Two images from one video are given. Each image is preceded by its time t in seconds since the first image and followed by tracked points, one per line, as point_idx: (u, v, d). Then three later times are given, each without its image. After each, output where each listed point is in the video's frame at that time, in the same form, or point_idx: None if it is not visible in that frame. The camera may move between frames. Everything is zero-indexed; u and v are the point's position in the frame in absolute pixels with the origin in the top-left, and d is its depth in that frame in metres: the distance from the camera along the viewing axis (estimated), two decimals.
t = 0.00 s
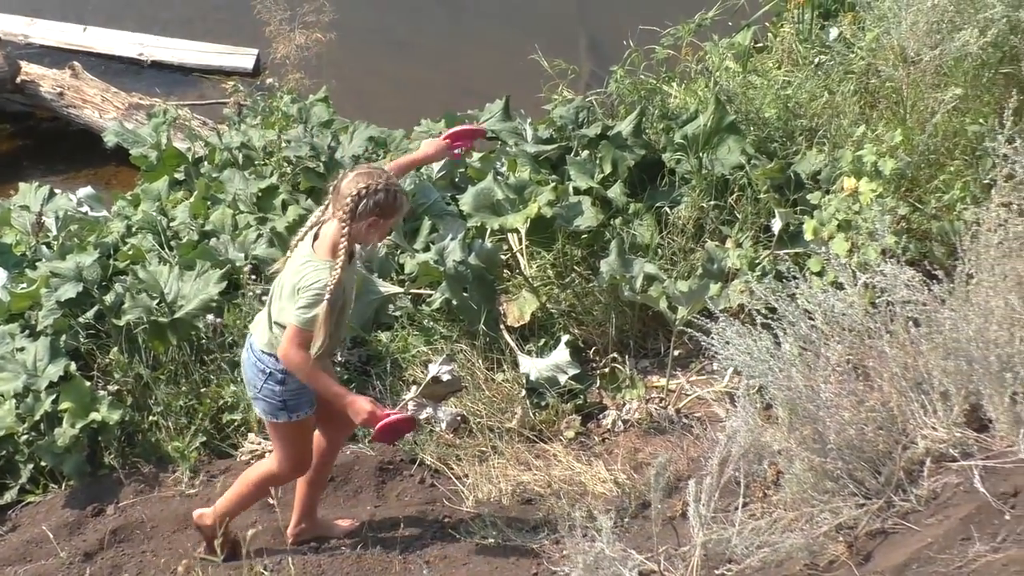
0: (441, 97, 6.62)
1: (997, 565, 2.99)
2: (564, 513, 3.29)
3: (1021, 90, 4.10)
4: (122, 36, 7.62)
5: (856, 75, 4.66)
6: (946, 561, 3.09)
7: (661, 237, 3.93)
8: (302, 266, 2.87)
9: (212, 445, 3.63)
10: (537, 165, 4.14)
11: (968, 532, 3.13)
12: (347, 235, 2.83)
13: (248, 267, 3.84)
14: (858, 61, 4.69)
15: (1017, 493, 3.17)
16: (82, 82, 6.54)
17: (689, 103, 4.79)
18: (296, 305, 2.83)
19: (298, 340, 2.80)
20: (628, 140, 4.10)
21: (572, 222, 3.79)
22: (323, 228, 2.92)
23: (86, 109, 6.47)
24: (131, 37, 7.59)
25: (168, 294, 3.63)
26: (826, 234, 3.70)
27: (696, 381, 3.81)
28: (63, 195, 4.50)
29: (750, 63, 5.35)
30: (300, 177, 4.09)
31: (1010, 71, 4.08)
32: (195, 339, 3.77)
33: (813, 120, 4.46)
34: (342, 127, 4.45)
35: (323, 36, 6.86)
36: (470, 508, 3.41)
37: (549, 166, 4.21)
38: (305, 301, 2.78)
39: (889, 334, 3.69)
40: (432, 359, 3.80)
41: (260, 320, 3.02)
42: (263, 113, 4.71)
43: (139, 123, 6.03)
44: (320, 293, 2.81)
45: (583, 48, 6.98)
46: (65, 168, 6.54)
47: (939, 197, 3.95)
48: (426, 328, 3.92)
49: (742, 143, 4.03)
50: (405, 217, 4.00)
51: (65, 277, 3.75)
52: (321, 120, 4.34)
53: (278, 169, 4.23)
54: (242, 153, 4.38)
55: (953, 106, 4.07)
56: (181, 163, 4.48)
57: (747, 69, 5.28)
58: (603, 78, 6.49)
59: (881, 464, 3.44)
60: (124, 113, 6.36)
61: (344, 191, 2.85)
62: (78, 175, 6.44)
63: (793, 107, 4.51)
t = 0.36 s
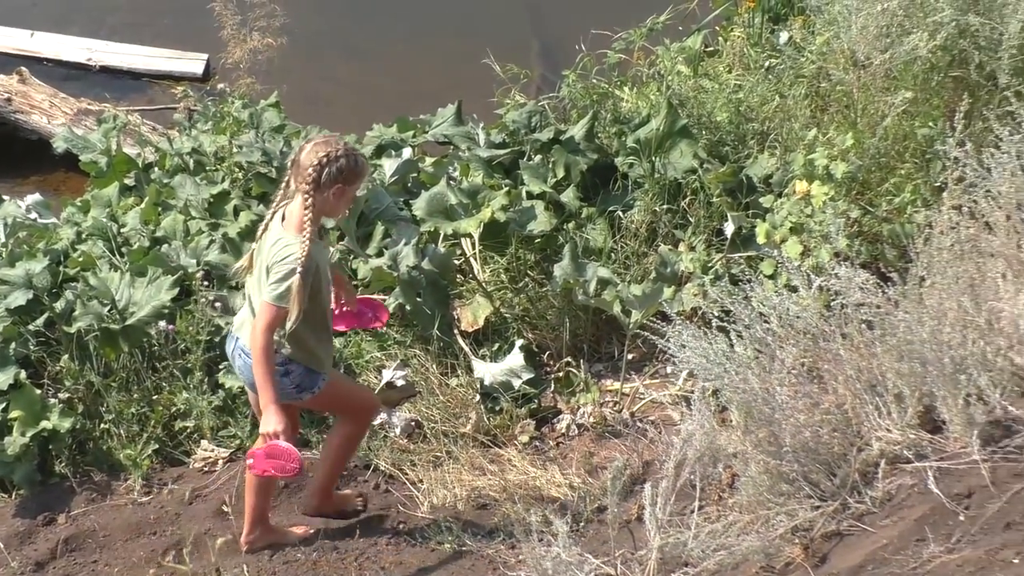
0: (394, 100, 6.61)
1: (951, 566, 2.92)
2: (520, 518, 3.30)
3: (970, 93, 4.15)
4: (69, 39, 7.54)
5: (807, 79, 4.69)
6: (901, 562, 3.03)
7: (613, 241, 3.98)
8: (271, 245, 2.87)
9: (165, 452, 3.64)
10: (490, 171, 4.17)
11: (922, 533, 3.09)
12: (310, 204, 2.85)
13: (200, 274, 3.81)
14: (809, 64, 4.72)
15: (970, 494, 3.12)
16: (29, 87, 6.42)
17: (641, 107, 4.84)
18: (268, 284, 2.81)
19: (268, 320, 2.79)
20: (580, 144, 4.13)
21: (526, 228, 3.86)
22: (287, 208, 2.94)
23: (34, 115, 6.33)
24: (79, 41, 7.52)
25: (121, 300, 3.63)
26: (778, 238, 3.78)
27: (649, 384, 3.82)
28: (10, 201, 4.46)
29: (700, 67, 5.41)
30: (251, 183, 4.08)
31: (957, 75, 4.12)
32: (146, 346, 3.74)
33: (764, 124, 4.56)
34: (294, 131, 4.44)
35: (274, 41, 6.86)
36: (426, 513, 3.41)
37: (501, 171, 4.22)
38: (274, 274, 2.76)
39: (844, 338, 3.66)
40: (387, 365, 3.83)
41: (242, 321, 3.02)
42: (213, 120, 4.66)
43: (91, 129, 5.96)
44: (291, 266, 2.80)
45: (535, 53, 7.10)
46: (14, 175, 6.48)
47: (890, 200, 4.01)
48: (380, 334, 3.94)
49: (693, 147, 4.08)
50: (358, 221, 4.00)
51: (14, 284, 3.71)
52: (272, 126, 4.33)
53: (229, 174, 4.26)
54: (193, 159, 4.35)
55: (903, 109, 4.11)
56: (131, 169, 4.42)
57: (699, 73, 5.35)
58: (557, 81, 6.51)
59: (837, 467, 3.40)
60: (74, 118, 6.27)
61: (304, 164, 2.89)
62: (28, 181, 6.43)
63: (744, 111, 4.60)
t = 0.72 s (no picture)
0: (337, 103, 6.50)
1: (904, 560, 2.99)
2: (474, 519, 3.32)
3: (913, 90, 4.15)
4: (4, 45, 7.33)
5: (752, 77, 4.80)
6: (854, 556, 3.10)
7: (562, 241, 4.04)
8: (263, 248, 2.89)
9: (115, 459, 3.62)
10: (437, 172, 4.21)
11: (875, 527, 3.12)
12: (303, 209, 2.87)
13: (148, 279, 3.78)
14: (753, 63, 4.83)
15: (922, 487, 3.12)
16: None
17: (586, 107, 4.88)
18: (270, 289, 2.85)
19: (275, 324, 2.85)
20: (527, 146, 4.20)
21: (474, 229, 3.89)
22: (272, 208, 2.95)
23: None
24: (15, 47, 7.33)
25: (67, 308, 3.60)
26: (727, 235, 3.80)
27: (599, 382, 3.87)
28: None
29: (645, 67, 5.47)
30: (198, 188, 4.07)
31: (901, 71, 4.13)
32: (94, 353, 3.69)
33: (711, 122, 4.64)
34: (240, 135, 4.42)
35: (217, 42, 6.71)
36: (379, 515, 3.42)
37: (449, 172, 4.25)
38: (278, 280, 2.81)
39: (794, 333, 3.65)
40: (337, 368, 3.86)
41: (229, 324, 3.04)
42: (157, 124, 4.59)
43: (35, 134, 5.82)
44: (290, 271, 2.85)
45: (479, 54, 6.98)
46: None
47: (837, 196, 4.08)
48: (330, 337, 3.97)
49: (640, 146, 4.16)
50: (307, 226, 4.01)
51: None
52: (218, 129, 4.30)
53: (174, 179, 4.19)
54: (138, 164, 4.27)
55: (847, 108, 4.14)
56: (75, 175, 4.40)
57: (644, 72, 5.39)
58: (501, 82, 6.44)
59: (789, 462, 3.41)
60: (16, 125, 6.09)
61: (292, 165, 2.89)
62: None
63: (690, 109, 4.67)
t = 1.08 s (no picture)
0: (288, 109, 6.49)
1: (867, 553, 2.95)
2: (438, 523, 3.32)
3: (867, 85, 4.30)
4: None
5: (704, 75, 4.82)
6: (817, 551, 3.04)
7: (518, 243, 4.10)
8: (268, 250, 2.88)
9: (75, 470, 3.61)
10: (392, 176, 4.21)
11: (838, 521, 3.09)
12: (307, 214, 2.87)
13: (103, 289, 3.78)
14: (705, 60, 4.87)
15: (884, 481, 3.12)
16: None
17: (540, 108, 4.91)
18: (276, 293, 2.85)
19: (284, 326, 2.85)
20: (482, 147, 4.24)
21: (429, 232, 3.92)
22: (275, 209, 2.93)
23: None
24: None
25: (23, 319, 3.59)
26: (682, 233, 3.86)
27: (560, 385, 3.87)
28: None
29: (596, 67, 5.50)
30: (152, 196, 4.05)
31: (851, 66, 4.24)
32: (50, 364, 3.68)
33: (665, 121, 4.65)
34: (193, 143, 4.43)
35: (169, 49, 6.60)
36: (341, 520, 3.41)
37: (404, 176, 4.30)
38: (285, 285, 2.82)
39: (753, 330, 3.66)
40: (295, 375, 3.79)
41: (227, 322, 3.02)
42: (109, 133, 4.56)
43: None
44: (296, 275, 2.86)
45: (430, 57, 6.90)
46: None
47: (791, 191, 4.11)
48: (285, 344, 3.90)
49: (594, 146, 4.21)
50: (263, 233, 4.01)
51: None
52: (170, 137, 4.29)
53: (128, 188, 4.18)
54: (91, 173, 4.24)
55: (800, 103, 4.21)
56: (28, 187, 4.41)
57: (596, 73, 5.42)
58: (453, 86, 6.45)
59: (751, 459, 3.38)
60: None
61: (301, 168, 2.88)
62: None
63: (642, 109, 4.68)
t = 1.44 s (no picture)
0: (240, 112, 6.55)
1: (828, 541, 2.91)
2: (399, 523, 3.33)
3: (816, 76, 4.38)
4: None
5: (655, 69, 4.86)
6: (779, 541, 2.99)
7: (473, 241, 4.14)
8: (246, 243, 2.87)
9: (33, 480, 3.60)
10: (346, 177, 4.24)
11: (798, 511, 3.05)
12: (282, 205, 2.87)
13: (57, 297, 3.76)
14: (655, 55, 4.85)
15: (842, 470, 3.11)
16: None
17: (491, 106, 4.93)
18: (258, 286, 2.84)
19: (275, 317, 2.83)
20: (435, 147, 4.26)
21: (384, 232, 3.98)
22: (248, 202, 2.92)
23: None
24: None
25: None
26: (637, 228, 3.91)
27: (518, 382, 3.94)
28: None
29: (548, 63, 5.53)
30: (104, 204, 4.04)
31: (801, 58, 4.33)
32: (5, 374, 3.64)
33: (617, 115, 4.65)
34: (145, 149, 4.47)
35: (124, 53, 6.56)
36: (302, 523, 3.40)
37: (358, 177, 4.31)
38: (271, 275, 2.81)
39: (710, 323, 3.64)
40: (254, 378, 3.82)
41: (201, 321, 3.02)
42: (60, 140, 4.53)
43: None
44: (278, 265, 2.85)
45: (381, 57, 6.88)
46: None
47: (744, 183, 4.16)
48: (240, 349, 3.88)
49: (547, 142, 4.29)
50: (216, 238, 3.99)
51: None
52: (121, 143, 4.35)
53: (80, 196, 4.09)
54: (42, 181, 4.22)
55: (750, 96, 4.26)
56: None
57: (547, 70, 5.44)
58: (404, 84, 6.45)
59: (710, 451, 3.34)
60: None
61: (270, 159, 2.86)
62: None
63: (595, 104, 4.70)
